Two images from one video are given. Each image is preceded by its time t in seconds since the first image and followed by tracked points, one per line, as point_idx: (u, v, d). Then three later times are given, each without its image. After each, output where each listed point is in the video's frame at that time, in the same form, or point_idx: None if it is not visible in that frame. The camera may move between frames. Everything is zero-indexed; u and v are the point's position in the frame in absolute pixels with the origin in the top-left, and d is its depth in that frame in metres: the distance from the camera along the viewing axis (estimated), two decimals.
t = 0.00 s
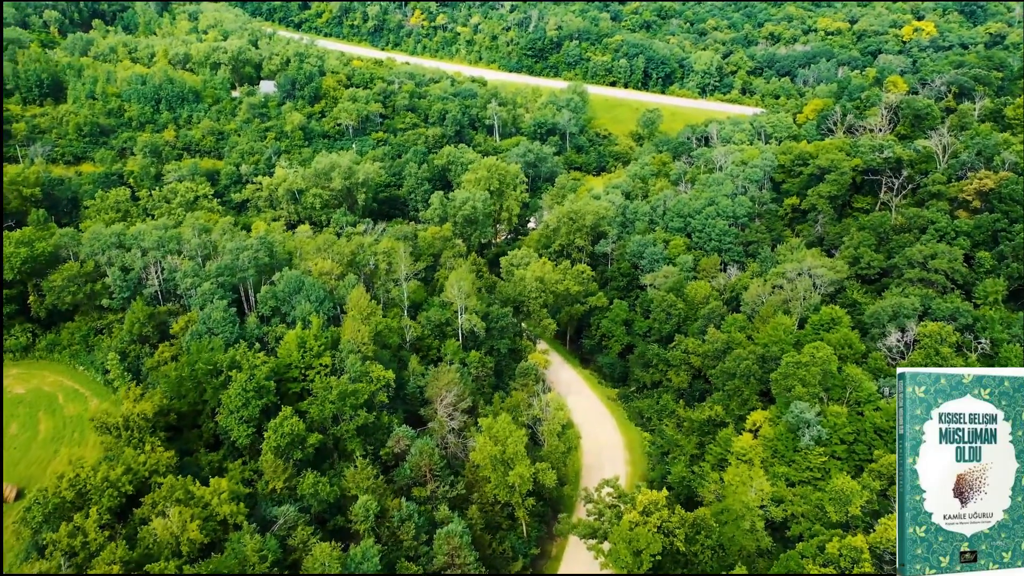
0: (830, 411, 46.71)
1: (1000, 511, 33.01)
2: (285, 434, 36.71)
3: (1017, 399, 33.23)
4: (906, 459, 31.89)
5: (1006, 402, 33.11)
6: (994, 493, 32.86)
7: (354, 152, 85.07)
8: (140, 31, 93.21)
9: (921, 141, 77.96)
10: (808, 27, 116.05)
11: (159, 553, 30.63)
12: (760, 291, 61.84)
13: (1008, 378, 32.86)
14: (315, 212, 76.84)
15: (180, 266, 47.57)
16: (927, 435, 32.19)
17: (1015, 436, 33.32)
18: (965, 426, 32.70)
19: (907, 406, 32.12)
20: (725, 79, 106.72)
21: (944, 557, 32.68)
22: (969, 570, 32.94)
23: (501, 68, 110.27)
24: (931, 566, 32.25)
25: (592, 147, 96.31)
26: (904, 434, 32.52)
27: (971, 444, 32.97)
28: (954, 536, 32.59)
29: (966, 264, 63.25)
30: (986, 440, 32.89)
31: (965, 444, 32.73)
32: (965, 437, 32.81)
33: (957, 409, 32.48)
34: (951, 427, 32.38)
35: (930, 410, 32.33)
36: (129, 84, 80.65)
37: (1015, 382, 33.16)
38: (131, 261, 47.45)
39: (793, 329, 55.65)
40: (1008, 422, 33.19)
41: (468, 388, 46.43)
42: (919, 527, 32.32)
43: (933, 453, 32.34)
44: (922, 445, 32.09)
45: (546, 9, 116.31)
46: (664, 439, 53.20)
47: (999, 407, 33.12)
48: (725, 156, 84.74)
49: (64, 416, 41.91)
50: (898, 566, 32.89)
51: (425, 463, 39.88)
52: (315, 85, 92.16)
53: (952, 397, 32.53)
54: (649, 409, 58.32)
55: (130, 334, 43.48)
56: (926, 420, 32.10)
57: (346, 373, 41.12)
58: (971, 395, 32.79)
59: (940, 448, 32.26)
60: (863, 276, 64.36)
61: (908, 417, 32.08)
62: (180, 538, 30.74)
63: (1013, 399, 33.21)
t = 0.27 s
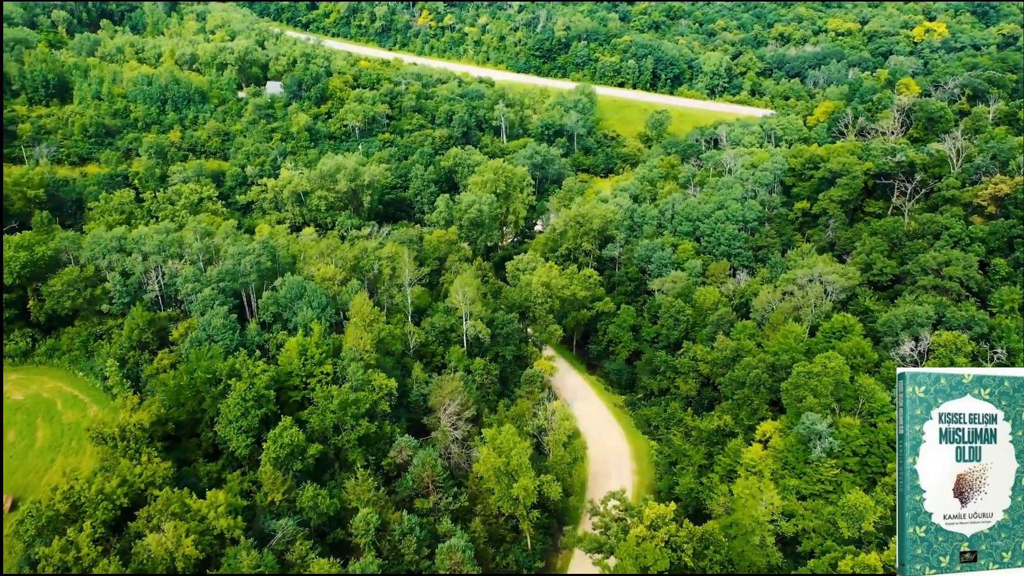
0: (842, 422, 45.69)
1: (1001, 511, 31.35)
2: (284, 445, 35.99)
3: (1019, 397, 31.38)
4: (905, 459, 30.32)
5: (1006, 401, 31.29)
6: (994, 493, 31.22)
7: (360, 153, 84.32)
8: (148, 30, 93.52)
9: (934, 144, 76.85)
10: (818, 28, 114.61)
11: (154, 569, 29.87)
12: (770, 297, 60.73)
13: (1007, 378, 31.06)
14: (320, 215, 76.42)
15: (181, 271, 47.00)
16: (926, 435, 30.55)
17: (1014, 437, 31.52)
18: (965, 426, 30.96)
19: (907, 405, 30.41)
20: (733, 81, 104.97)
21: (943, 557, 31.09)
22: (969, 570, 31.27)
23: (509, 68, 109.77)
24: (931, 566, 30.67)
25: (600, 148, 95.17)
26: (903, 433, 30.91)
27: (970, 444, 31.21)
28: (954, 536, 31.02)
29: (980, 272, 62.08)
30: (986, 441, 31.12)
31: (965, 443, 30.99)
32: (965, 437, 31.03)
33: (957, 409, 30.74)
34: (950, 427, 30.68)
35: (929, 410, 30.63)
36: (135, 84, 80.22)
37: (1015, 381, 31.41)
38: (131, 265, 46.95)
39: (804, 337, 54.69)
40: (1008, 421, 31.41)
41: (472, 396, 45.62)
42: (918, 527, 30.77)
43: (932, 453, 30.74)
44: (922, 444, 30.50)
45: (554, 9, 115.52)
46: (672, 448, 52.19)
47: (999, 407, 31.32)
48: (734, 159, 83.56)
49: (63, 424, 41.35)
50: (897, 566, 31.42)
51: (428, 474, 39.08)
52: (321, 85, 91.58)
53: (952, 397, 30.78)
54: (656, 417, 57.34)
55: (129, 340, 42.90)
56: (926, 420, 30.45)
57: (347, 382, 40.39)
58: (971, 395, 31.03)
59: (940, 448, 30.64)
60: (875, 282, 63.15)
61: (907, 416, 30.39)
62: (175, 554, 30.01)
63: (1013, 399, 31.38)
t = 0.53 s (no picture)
0: (854, 434, 44.53)
1: (1001, 511, 29.79)
2: (283, 456, 35.29)
3: (1019, 397, 29.87)
4: (905, 459, 28.75)
5: (1006, 401, 29.77)
6: (994, 494, 29.66)
7: (365, 154, 83.56)
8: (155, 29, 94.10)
9: (947, 148, 75.75)
10: (828, 28, 113.21)
11: None
12: (780, 304, 59.65)
13: (1008, 377, 29.52)
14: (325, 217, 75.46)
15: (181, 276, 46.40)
16: (927, 435, 28.94)
17: (1014, 437, 30.04)
18: (965, 427, 29.43)
19: (907, 406, 28.84)
20: (742, 82, 103.66)
21: (943, 557, 29.50)
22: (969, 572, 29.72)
23: (516, 69, 109.07)
24: (931, 567, 29.10)
25: (607, 150, 94.00)
26: (903, 433, 29.31)
27: (971, 444, 29.72)
28: (954, 536, 29.39)
29: (995, 278, 60.81)
30: (985, 440, 29.67)
31: (965, 444, 29.46)
32: (966, 437, 29.54)
33: (957, 409, 29.19)
34: (951, 426, 29.11)
35: (930, 410, 29.06)
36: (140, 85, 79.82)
37: (1016, 381, 29.85)
38: (131, 270, 46.41)
39: (815, 345, 53.69)
40: (1009, 422, 29.91)
41: (475, 405, 44.76)
42: (918, 527, 29.09)
43: (933, 454, 29.10)
44: (922, 444, 28.91)
45: (562, 10, 114.72)
46: (679, 458, 51.27)
47: (999, 407, 29.83)
48: (743, 162, 82.41)
49: (60, 432, 40.69)
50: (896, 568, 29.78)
51: (430, 486, 38.29)
52: (327, 86, 91.00)
53: (952, 396, 29.23)
54: (663, 425, 56.34)
55: (128, 346, 42.32)
56: (927, 420, 28.83)
57: (348, 392, 39.67)
58: (972, 395, 29.45)
59: (940, 448, 29.01)
60: (887, 289, 61.95)
61: (907, 416, 28.81)
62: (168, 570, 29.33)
63: (1013, 399, 29.88)
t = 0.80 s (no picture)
0: (865, 446, 43.48)
1: (1001, 511, 30.90)
2: (280, 469, 34.53)
3: (1018, 398, 30.98)
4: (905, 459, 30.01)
5: (1006, 401, 30.88)
6: (995, 493, 30.74)
7: (368, 156, 82.68)
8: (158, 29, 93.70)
9: (957, 152, 74.75)
10: (835, 29, 111.84)
11: None
12: (788, 311, 58.64)
13: (1008, 377, 30.63)
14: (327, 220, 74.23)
15: (179, 282, 45.75)
16: (927, 435, 30.16)
17: (1015, 437, 31.13)
18: (965, 427, 30.58)
19: (907, 406, 30.09)
20: (748, 83, 102.43)
21: (944, 557, 30.70)
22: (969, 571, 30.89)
23: (521, 70, 108.29)
24: (931, 566, 30.35)
25: (612, 152, 92.88)
26: (903, 433, 30.60)
27: (971, 444, 30.83)
28: (954, 536, 30.60)
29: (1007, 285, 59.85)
30: (986, 440, 30.74)
31: (966, 444, 30.60)
32: (966, 437, 30.67)
33: (958, 409, 30.33)
34: (951, 426, 30.30)
35: (930, 410, 30.27)
36: (143, 86, 79.26)
37: (1016, 381, 30.93)
38: (128, 276, 45.78)
39: (824, 353, 52.71)
40: (1009, 422, 31.00)
41: (477, 415, 43.87)
42: (919, 527, 30.38)
43: (933, 453, 30.32)
44: (923, 444, 30.13)
45: (567, 10, 113.73)
46: (685, 469, 50.50)
47: (999, 407, 30.90)
48: (750, 165, 81.16)
49: (55, 441, 39.98)
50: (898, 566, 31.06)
51: (430, 499, 37.46)
52: (331, 87, 90.21)
53: (952, 397, 30.36)
54: (668, 433, 55.34)
55: (124, 354, 41.62)
56: (927, 420, 30.05)
57: (347, 402, 38.88)
58: (972, 395, 30.57)
59: (940, 448, 30.23)
60: (897, 295, 60.96)
61: (907, 416, 30.03)
62: None
63: (1013, 399, 31.00)
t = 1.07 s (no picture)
0: (876, 458, 42.41)
1: (1000, 511, 31.93)
2: (277, 482, 33.80)
3: (1018, 398, 31.99)
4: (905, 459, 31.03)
5: (1005, 402, 31.89)
6: (994, 493, 31.80)
7: (371, 158, 81.83)
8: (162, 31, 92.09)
9: (967, 155, 73.54)
10: (842, 30, 110.55)
11: None
12: (796, 318, 57.65)
13: (1007, 378, 31.62)
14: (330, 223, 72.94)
15: (176, 287, 45.06)
16: (927, 435, 31.22)
17: (1014, 437, 32.18)
18: (965, 427, 31.63)
19: (907, 406, 31.13)
20: (755, 83, 102.01)
21: (944, 557, 31.69)
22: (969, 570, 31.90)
23: (526, 71, 107.43)
24: (931, 566, 31.31)
25: (617, 153, 91.78)
26: (904, 433, 31.60)
27: (970, 445, 31.90)
28: (954, 536, 31.58)
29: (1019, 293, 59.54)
30: (985, 441, 31.79)
31: (965, 444, 31.67)
32: (965, 437, 31.76)
33: (957, 409, 31.40)
34: (951, 427, 31.34)
35: (930, 411, 31.34)
36: (146, 87, 78.57)
37: (1015, 383, 31.89)
38: (125, 281, 45.14)
39: (832, 361, 51.59)
40: (1008, 422, 32.01)
41: (478, 425, 43.02)
42: (919, 527, 31.33)
43: (933, 453, 31.38)
44: (922, 444, 31.15)
45: (573, 11, 112.65)
46: (691, 480, 49.70)
47: (999, 408, 31.93)
48: (757, 168, 79.91)
49: (49, 450, 39.28)
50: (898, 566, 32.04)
51: (430, 512, 36.66)
52: (334, 88, 89.39)
53: (952, 397, 31.42)
54: (673, 441, 54.40)
55: (119, 361, 40.96)
56: (927, 420, 31.10)
57: (346, 412, 38.11)
58: (971, 396, 31.62)
59: (940, 448, 31.29)
60: (906, 302, 59.93)
61: (907, 416, 31.08)
62: None
63: (1012, 399, 31.99)
